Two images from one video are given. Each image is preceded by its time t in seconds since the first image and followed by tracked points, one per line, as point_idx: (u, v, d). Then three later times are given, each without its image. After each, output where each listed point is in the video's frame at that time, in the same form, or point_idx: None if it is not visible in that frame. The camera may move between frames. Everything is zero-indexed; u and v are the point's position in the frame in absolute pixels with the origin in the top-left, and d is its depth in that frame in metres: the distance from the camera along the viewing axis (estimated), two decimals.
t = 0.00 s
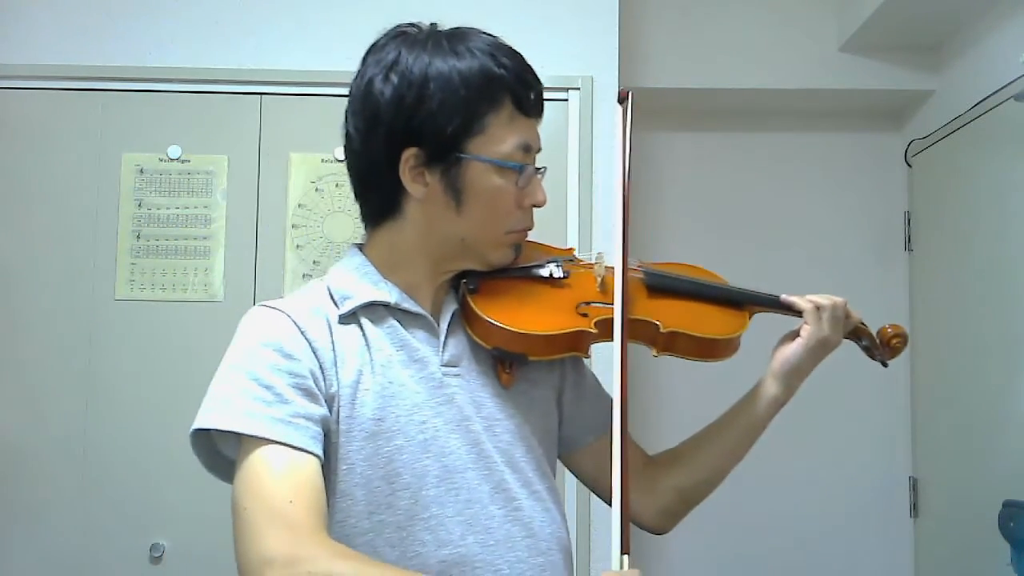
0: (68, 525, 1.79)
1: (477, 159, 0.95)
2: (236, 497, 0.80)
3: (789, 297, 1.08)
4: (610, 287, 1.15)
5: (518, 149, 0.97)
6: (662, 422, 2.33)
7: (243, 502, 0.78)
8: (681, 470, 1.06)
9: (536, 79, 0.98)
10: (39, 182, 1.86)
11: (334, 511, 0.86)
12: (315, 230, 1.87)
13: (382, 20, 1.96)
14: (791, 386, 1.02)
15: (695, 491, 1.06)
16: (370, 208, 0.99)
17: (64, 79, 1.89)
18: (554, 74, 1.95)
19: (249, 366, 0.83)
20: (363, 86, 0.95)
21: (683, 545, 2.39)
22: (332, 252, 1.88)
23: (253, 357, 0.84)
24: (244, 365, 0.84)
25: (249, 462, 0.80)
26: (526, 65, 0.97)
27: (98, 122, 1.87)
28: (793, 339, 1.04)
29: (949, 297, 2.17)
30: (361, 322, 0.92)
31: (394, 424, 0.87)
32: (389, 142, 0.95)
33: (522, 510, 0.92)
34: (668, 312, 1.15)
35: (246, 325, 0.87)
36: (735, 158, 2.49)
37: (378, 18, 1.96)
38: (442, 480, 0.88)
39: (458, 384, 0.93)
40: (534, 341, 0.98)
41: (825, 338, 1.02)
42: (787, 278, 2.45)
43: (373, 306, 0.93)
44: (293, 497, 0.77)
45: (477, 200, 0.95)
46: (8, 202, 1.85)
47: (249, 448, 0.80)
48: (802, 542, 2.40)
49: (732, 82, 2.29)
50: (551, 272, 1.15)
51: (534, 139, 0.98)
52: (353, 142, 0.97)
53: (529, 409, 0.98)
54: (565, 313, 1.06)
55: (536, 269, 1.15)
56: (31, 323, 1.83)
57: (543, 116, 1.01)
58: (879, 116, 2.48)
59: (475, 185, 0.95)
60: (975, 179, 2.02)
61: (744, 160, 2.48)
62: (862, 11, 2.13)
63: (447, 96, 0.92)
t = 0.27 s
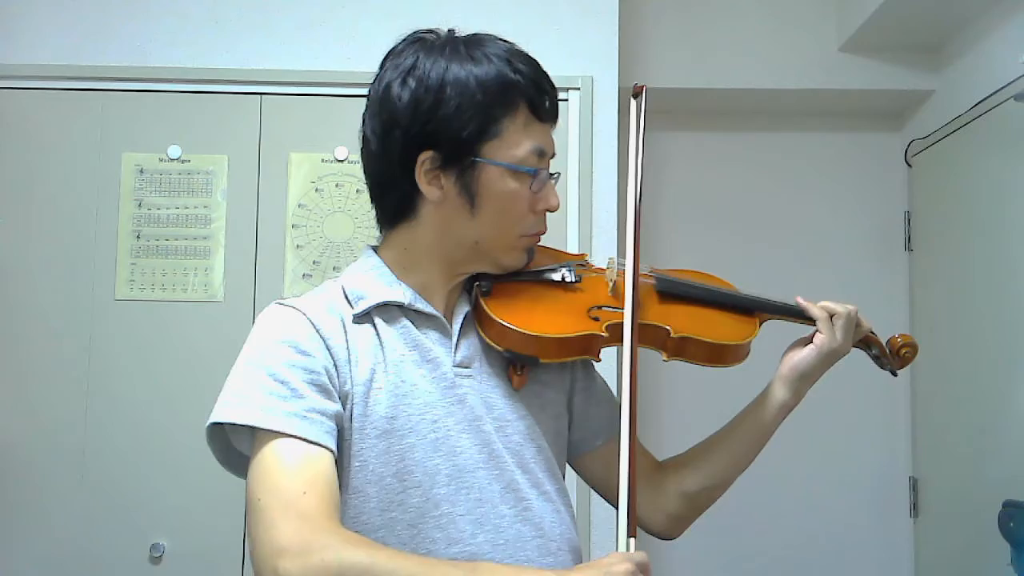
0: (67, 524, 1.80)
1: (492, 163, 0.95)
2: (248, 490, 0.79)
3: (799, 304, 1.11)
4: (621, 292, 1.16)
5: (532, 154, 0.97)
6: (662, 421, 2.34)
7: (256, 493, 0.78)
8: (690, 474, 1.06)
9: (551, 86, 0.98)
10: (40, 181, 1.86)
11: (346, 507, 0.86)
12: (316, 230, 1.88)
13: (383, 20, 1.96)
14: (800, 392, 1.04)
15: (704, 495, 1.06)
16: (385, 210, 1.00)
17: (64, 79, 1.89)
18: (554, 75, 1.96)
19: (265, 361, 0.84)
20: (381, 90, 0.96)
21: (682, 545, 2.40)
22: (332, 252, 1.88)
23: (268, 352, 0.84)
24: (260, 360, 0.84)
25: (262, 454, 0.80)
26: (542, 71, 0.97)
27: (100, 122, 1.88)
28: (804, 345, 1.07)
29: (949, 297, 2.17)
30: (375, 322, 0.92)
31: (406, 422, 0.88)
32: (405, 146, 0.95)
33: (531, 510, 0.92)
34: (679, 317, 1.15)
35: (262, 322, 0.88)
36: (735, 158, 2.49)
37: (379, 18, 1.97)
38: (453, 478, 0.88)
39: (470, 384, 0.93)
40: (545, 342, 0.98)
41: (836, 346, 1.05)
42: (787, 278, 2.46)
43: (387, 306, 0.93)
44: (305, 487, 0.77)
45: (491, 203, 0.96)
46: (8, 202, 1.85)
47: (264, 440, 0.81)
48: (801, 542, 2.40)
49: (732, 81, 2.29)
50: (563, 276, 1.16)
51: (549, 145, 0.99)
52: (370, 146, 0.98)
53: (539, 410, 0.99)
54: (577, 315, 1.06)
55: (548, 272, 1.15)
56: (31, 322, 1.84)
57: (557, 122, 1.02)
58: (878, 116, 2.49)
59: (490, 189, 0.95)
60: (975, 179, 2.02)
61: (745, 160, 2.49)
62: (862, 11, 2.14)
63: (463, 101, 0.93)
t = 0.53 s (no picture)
0: (67, 524, 1.80)
1: (500, 163, 0.96)
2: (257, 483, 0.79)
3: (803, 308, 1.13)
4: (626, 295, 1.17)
5: (540, 156, 0.97)
6: (662, 420, 2.35)
7: (265, 485, 0.77)
8: (693, 476, 1.06)
9: (559, 89, 0.99)
10: (41, 181, 1.86)
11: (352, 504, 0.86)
12: (316, 230, 1.88)
13: (383, 20, 1.96)
14: (803, 393, 1.05)
15: (708, 496, 1.06)
16: (393, 210, 1.00)
17: (64, 79, 1.90)
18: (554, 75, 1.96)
19: (274, 356, 0.84)
20: (391, 90, 0.97)
21: (682, 545, 2.40)
22: (332, 252, 1.88)
23: (278, 347, 0.84)
24: (269, 355, 0.84)
25: (271, 448, 0.80)
26: (551, 75, 0.98)
27: (101, 122, 1.88)
28: (807, 347, 1.07)
29: (949, 297, 2.17)
30: (382, 321, 0.92)
31: (412, 420, 0.88)
32: (415, 146, 0.95)
33: (535, 509, 0.92)
34: (682, 319, 1.16)
35: (271, 318, 0.88)
36: (735, 158, 2.49)
37: (379, 18, 1.97)
38: (458, 476, 0.89)
39: (475, 384, 0.93)
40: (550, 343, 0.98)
41: (839, 349, 1.06)
42: (787, 278, 2.46)
43: (394, 305, 0.94)
44: (315, 478, 0.77)
45: (499, 203, 0.96)
46: (8, 202, 1.86)
47: (271, 433, 0.80)
48: (801, 542, 2.41)
49: (732, 81, 2.29)
50: (568, 278, 1.16)
51: (556, 147, 0.99)
52: (380, 145, 0.98)
53: (544, 411, 0.99)
54: (582, 317, 1.06)
55: (554, 274, 1.15)
56: (31, 322, 1.84)
57: (565, 125, 1.02)
58: (878, 116, 2.49)
59: (498, 189, 0.96)
60: (975, 179, 2.02)
61: (745, 160, 2.49)
62: (862, 11, 2.14)
63: (473, 103, 0.93)
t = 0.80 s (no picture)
0: (67, 524, 1.80)
1: (500, 164, 0.96)
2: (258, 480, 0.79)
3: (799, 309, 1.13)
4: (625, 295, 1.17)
5: (540, 157, 0.97)
6: (662, 420, 2.35)
7: (266, 481, 0.78)
8: (693, 476, 1.06)
9: (559, 92, 0.99)
10: (42, 181, 1.86)
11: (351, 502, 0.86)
12: (316, 230, 1.88)
13: (384, 21, 1.97)
14: (801, 393, 1.05)
15: (706, 496, 1.06)
16: (394, 210, 1.00)
17: (64, 79, 1.90)
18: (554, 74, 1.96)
19: (275, 354, 0.84)
20: (393, 92, 0.97)
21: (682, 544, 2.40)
22: (332, 252, 1.89)
23: (279, 345, 0.85)
24: (270, 352, 0.84)
25: (271, 444, 0.80)
26: (552, 77, 0.98)
27: (101, 122, 1.88)
28: (804, 347, 1.08)
29: (949, 297, 2.18)
30: (382, 321, 0.93)
31: (412, 420, 0.88)
32: (416, 147, 0.96)
33: (534, 509, 0.92)
34: (681, 320, 1.16)
35: (272, 317, 0.88)
36: (735, 158, 2.49)
37: (380, 18, 1.97)
38: (457, 476, 0.89)
39: (474, 384, 0.94)
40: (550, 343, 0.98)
41: (837, 349, 1.06)
42: (786, 278, 2.46)
43: (394, 306, 0.94)
44: (315, 472, 0.77)
45: (499, 204, 0.96)
46: (9, 202, 1.86)
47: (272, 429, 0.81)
48: (801, 542, 2.41)
49: (732, 82, 2.30)
50: (567, 279, 1.16)
51: (556, 149, 0.99)
52: (381, 146, 0.99)
53: (542, 412, 0.99)
54: (581, 317, 1.06)
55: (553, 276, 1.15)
56: (31, 322, 1.84)
57: (565, 127, 1.02)
58: (878, 116, 2.49)
59: (498, 190, 0.96)
60: (975, 179, 2.02)
61: (745, 160, 2.49)
62: (862, 11, 2.14)
63: (474, 105, 0.94)
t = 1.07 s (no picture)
0: (68, 524, 1.80)
1: (497, 166, 0.96)
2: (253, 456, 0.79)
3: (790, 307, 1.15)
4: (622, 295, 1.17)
5: (537, 159, 0.97)
6: (662, 420, 2.35)
7: (261, 450, 0.77)
8: (692, 473, 1.05)
9: (556, 94, 0.99)
10: (43, 181, 1.87)
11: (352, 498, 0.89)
12: (316, 230, 1.88)
13: (384, 21, 1.97)
14: (797, 387, 1.06)
15: (706, 493, 1.05)
16: (392, 212, 1.01)
17: (64, 79, 1.90)
18: (554, 75, 1.96)
19: (278, 344, 0.85)
20: (390, 94, 0.97)
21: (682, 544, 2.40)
22: (332, 252, 1.89)
23: (281, 336, 0.85)
24: (273, 342, 0.85)
25: (267, 419, 0.80)
26: (549, 79, 0.98)
27: (101, 123, 1.88)
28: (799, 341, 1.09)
29: (949, 297, 2.18)
30: (381, 321, 0.93)
31: (410, 418, 0.90)
32: (412, 148, 0.96)
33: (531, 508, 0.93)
34: (677, 320, 1.16)
35: (275, 311, 0.89)
36: (735, 158, 2.50)
37: (380, 18, 1.97)
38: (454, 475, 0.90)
39: (472, 385, 0.94)
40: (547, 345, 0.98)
41: (831, 342, 1.08)
42: (786, 278, 2.46)
43: (392, 307, 0.95)
44: (310, 437, 0.78)
45: (496, 205, 0.96)
46: (9, 202, 1.86)
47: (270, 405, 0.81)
48: (801, 542, 2.41)
49: (733, 81, 2.30)
50: (564, 280, 1.16)
51: (553, 150, 0.99)
52: (379, 147, 0.99)
53: (540, 412, 0.99)
54: (578, 317, 1.06)
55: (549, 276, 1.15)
56: (32, 322, 1.84)
57: (563, 129, 1.02)
58: (878, 116, 2.49)
59: (495, 191, 0.96)
60: (975, 178, 2.02)
61: (745, 160, 2.49)
62: (862, 11, 2.14)
63: (471, 106, 0.94)
